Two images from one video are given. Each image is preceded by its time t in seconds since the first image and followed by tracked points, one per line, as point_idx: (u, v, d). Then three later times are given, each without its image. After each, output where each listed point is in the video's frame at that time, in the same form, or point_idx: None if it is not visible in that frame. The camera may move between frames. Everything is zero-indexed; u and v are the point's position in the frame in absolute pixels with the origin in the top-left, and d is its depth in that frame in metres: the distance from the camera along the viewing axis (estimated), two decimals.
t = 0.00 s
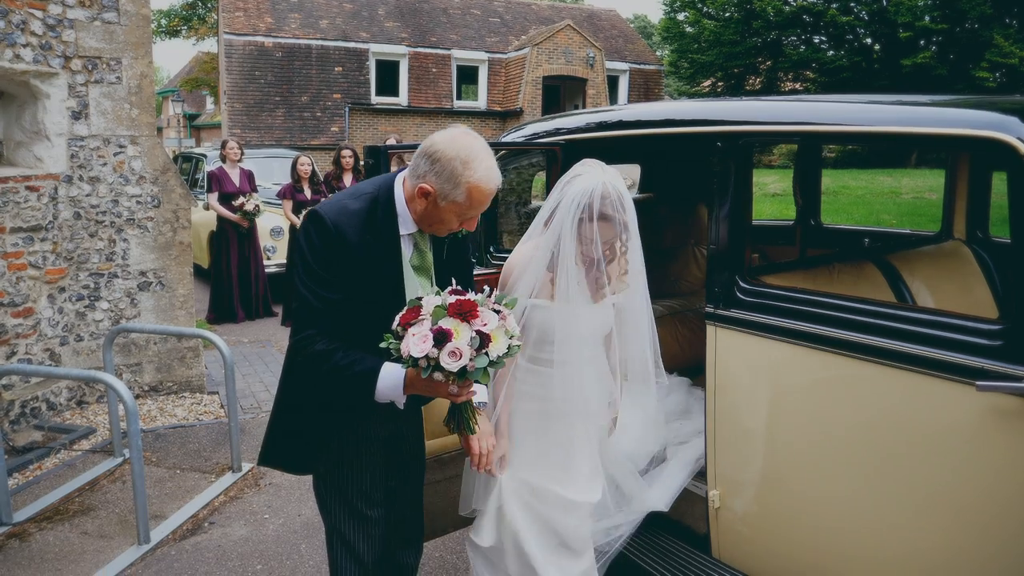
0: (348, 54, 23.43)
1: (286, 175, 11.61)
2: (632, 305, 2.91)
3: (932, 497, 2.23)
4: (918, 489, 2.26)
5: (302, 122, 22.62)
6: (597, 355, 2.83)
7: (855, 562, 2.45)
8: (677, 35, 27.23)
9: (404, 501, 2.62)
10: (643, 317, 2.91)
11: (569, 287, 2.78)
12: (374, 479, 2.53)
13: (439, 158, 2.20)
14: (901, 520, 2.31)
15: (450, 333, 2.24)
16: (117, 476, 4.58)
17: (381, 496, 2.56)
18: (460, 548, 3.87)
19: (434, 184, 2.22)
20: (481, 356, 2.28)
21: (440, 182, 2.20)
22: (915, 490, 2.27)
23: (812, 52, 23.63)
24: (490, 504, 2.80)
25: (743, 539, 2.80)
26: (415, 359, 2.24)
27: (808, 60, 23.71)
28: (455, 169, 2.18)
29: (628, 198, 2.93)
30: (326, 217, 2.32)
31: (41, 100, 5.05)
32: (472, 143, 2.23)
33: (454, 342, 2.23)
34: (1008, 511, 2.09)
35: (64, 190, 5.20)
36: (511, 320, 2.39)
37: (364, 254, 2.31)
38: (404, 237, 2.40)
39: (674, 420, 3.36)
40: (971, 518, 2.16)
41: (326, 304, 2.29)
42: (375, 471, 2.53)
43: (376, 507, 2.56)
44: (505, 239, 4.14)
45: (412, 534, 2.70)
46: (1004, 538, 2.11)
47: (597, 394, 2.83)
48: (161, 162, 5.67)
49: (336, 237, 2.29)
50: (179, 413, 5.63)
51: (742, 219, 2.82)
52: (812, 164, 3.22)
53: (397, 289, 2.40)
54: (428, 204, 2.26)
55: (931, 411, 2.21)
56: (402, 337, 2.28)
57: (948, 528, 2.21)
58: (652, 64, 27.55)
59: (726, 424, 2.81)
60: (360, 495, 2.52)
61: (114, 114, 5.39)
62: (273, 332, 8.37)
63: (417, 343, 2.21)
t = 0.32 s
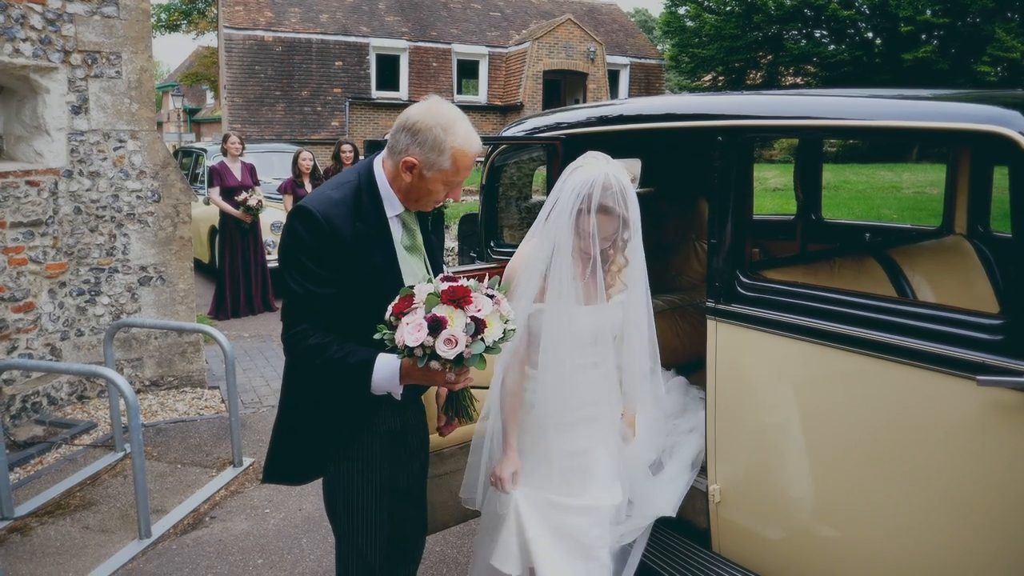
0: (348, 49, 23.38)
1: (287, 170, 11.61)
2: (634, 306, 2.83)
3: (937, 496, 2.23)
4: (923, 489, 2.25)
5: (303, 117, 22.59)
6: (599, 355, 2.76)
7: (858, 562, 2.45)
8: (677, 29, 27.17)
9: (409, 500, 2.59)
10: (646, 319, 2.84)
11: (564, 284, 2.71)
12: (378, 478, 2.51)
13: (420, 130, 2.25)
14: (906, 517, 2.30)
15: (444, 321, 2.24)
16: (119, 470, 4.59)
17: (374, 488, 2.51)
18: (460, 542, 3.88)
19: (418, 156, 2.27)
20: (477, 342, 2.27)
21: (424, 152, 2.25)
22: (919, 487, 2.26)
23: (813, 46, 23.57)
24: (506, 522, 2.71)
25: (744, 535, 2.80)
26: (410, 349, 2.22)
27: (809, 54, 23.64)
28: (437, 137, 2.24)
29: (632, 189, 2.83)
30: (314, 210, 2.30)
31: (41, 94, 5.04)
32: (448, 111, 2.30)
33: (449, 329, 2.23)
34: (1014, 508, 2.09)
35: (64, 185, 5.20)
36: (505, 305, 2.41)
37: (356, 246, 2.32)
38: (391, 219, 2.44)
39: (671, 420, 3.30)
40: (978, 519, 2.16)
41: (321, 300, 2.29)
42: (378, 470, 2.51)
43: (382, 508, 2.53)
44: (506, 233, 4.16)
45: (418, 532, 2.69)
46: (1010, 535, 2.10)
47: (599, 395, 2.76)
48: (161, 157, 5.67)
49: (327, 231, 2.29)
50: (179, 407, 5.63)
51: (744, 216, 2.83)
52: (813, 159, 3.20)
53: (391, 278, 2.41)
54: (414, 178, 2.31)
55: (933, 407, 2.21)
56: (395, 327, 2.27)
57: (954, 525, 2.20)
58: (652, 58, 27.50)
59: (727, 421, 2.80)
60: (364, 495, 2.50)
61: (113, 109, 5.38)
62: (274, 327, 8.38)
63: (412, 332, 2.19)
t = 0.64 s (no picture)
0: (349, 44, 23.33)
1: (286, 165, 11.60)
2: (659, 315, 2.60)
3: (942, 496, 2.22)
4: (928, 488, 2.24)
5: (303, 112, 22.54)
6: (616, 366, 2.56)
7: (860, 558, 2.45)
8: (678, 24, 27.11)
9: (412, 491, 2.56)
10: (672, 328, 2.62)
11: (579, 293, 2.54)
12: (380, 470, 2.47)
13: (400, 108, 2.27)
14: (911, 515, 2.30)
15: (425, 299, 2.19)
16: (119, 465, 4.60)
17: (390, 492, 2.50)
18: (460, 536, 3.89)
19: (402, 135, 2.28)
20: (456, 321, 2.21)
21: (408, 129, 2.26)
22: (923, 485, 2.25)
23: (814, 41, 23.50)
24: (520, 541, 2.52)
25: (743, 529, 2.81)
26: (390, 328, 2.20)
27: (811, 49, 23.58)
28: (419, 114, 2.26)
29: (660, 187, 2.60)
30: (303, 197, 2.31)
31: (40, 89, 5.03)
32: (426, 90, 2.32)
33: (429, 307, 2.18)
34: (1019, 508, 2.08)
35: (64, 180, 5.19)
36: (489, 286, 2.35)
37: (346, 230, 2.33)
38: (381, 202, 2.45)
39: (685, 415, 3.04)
40: (983, 519, 2.15)
41: (313, 285, 2.28)
42: (378, 462, 2.47)
43: (388, 499, 2.50)
44: (507, 230, 4.13)
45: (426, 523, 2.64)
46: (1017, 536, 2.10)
47: (615, 405, 2.57)
48: (161, 152, 5.66)
49: (317, 216, 2.30)
50: (180, 402, 5.64)
51: (745, 211, 2.82)
52: (813, 153, 3.17)
53: (384, 261, 2.40)
54: (400, 157, 2.32)
55: (935, 404, 2.20)
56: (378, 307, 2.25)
57: (959, 524, 2.20)
58: (652, 52, 27.45)
59: (730, 416, 2.79)
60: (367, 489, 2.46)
61: (113, 104, 5.37)
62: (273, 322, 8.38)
63: (391, 311, 2.16)
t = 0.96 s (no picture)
0: (348, 39, 23.29)
1: (286, 161, 11.60)
2: (678, 323, 2.37)
3: (951, 496, 2.20)
4: (936, 487, 2.23)
5: (303, 107, 22.47)
6: (630, 376, 2.32)
7: (864, 555, 2.44)
8: (677, 18, 27.06)
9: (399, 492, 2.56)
10: (692, 337, 2.38)
11: (585, 295, 2.33)
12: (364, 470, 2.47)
13: (416, 110, 2.28)
14: (917, 513, 2.28)
15: (416, 293, 2.18)
16: (120, 460, 4.61)
17: (379, 489, 2.51)
18: (459, 531, 3.89)
19: (417, 136, 2.28)
20: (448, 316, 2.21)
21: (423, 130, 2.27)
22: (928, 482, 2.25)
23: (815, 35, 23.46)
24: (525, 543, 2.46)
25: (742, 524, 2.81)
26: (380, 322, 2.20)
27: (811, 44, 23.54)
28: (434, 116, 2.27)
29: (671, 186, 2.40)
30: (310, 186, 2.33)
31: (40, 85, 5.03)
32: (440, 95, 2.34)
33: (420, 302, 2.18)
34: None
35: (63, 175, 5.18)
36: (480, 281, 2.35)
37: (349, 226, 2.33)
38: (386, 205, 2.43)
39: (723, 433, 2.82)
40: (992, 520, 2.13)
41: (308, 276, 2.27)
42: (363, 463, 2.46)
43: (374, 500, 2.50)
44: (506, 225, 4.15)
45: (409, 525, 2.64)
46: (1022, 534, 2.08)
47: (632, 421, 2.33)
48: (160, 147, 5.66)
49: (322, 208, 2.31)
50: (180, 398, 5.64)
51: (744, 206, 2.84)
52: (813, 151, 3.20)
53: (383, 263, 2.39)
54: (414, 160, 2.31)
55: (936, 399, 2.20)
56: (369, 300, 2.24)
57: (965, 522, 2.18)
58: (652, 48, 27.41)
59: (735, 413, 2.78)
60: (353, 488, 2.46)
61: (112, 99, 5.37)
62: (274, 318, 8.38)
63: (382, 304, 2.16)
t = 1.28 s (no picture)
0: (348, 35, 23.25)
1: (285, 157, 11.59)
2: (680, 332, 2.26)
3: (960, 495, 2.18)
4: (943, 486, 2.21)
5: (302, 104, 22.40)
6: (630, 389, 2.23)
7: (872, 557, 2.41)
8: (677, 14, 27.01)
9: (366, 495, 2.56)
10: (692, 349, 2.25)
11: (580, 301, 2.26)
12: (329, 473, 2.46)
13: (467, 182, 2.19)
14: (926, 513, 2.26)
15: (404, 314, 2.13)
16: (119, 457, 4.61)
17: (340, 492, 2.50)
18: (459, 528, 3.90)
19: (464, 208, 2.19)
20: (435, 339, 2.14)
21: (471, 203, 2.18)
22: (936, 482, 2.23)
23: (815, 31, 23.38)
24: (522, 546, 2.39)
25: (746, 526, 2.77)
26: (365, 341, 2.15)
27: (811, 39, 23.48)
28: (484, 189, 2.18)
29: (665, 187, 2.30)
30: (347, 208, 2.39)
31: (37, 82, 5.02)
32: (494, 168, 2.25)
33: (407, 323, 2.12)
34: None
35: (62, 172, 5.17)
36: (473, 304, 2.24)
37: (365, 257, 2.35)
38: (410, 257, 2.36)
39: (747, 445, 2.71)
40: (999, 518, 2.12)
41: (309, 289, 2.28)
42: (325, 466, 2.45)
43: (336, 503, 2.49)
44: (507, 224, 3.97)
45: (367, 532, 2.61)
46: None
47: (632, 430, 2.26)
48: (159, 144, 5.65)
49: (347, 230, 2.35)
50: (179, 395, 5.64)
51: (743, 199, 2.83)
52: (812, 146, 3.17)
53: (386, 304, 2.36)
54: (457, 230, 2.22)
55: (942, 397, 2.20)
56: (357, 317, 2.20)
57: (975, 522, 2.17)
58: (652, 44, 27.36)
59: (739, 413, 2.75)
60: (314, 491, 2.45)
61: (110, 96, 5.36)
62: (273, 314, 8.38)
63: (368, 323, 2.12)
